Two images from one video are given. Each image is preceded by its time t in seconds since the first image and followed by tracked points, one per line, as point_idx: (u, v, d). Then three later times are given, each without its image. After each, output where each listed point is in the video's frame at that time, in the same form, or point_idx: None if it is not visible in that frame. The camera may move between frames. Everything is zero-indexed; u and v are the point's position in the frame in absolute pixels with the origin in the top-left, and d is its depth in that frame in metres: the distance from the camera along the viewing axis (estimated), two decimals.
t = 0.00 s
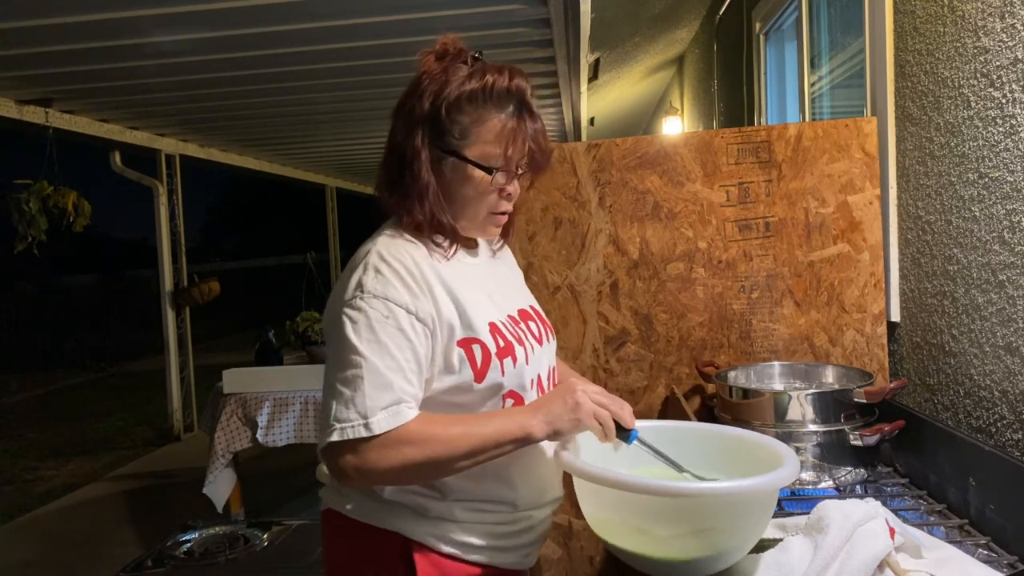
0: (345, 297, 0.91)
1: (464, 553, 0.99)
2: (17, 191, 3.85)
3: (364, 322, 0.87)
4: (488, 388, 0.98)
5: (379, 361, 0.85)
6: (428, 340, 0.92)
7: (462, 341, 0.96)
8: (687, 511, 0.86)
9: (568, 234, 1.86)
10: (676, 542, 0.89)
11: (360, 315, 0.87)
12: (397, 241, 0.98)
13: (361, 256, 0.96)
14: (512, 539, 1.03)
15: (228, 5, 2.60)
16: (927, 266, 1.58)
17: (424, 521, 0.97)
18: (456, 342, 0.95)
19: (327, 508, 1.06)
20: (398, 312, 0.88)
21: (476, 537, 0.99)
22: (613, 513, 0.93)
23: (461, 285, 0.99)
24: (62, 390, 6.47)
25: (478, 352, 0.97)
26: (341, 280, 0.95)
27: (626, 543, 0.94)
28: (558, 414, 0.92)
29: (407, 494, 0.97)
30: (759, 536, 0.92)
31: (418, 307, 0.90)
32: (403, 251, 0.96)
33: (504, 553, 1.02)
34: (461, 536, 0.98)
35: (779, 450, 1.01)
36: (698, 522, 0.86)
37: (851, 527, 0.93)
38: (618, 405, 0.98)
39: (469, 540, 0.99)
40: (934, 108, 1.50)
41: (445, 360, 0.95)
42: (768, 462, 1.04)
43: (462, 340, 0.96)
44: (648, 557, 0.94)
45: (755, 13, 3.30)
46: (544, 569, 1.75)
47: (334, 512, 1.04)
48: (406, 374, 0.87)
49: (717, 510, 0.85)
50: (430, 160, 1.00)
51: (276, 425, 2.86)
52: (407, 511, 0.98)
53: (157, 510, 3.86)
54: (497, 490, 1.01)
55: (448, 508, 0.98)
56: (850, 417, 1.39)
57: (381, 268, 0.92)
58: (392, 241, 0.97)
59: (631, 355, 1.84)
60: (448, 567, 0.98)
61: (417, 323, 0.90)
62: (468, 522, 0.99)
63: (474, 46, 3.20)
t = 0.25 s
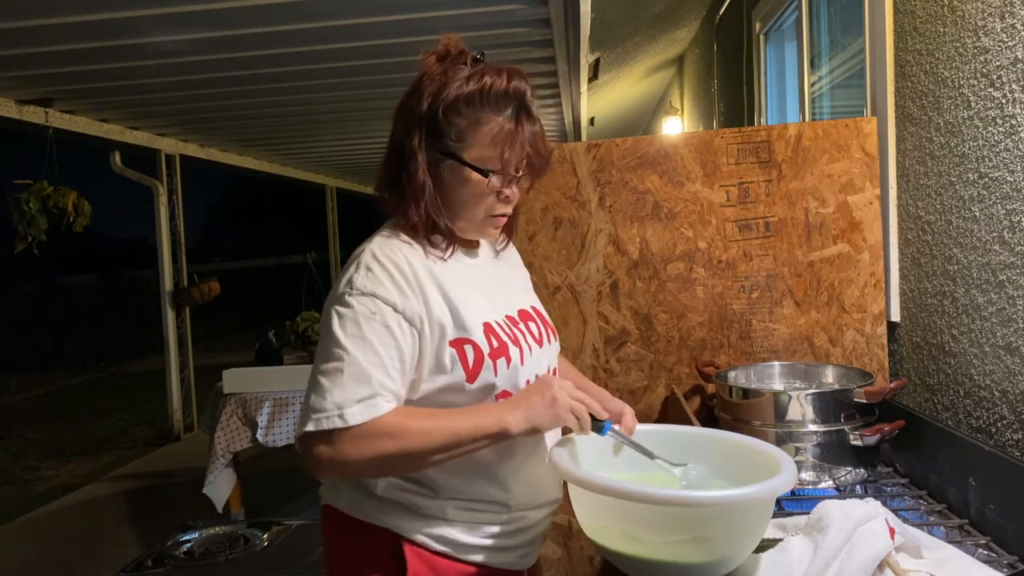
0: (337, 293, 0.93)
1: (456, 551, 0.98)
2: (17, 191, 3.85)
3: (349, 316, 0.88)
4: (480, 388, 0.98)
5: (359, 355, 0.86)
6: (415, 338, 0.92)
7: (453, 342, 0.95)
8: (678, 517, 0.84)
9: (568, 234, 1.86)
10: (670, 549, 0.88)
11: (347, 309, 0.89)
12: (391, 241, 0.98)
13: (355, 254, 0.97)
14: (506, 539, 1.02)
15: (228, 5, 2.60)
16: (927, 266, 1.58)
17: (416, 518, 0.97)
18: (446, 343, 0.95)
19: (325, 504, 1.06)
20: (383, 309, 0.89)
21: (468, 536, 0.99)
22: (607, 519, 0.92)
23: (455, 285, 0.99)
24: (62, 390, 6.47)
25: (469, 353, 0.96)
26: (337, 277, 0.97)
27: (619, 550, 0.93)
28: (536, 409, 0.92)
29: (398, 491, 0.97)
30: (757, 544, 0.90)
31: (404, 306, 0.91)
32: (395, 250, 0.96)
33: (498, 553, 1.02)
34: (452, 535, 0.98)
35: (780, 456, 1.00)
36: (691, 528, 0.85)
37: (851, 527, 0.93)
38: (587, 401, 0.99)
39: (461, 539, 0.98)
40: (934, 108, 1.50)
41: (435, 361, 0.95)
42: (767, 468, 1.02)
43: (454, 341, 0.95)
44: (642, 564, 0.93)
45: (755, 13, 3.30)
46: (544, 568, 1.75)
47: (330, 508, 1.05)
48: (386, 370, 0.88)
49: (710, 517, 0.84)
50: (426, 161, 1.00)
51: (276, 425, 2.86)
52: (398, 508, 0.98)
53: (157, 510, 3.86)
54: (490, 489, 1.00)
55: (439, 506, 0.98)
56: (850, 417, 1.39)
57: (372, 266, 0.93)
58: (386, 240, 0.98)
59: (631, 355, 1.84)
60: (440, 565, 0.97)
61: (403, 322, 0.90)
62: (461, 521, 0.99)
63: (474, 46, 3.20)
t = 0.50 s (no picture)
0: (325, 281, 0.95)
1: (454, 551, 0.98)
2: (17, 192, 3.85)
3: (330, 295, 0.90)
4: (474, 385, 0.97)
5: (330, 325, 0.87)
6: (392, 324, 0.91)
7: (447, 340, 0.95)
8: (673, 524, 0.84)
9: (568, 234, 1.86)
10: (666, 556, 0.88)
11: (329, 290, 0.91)
12: (388, 237, 0.99)
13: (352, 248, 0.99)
14: (504, 539, 1.02)
15: (227, 5, 2.60)
16: (927, 266, 1.58)
17: (414, 517, 0.97)
18: (440, 339, 0.95)
19: (327, 501, 1.06)
20: (364, 292, 0.90)
21: (466, 536, 0.98)
22: (604, 524, 0.92)
23: (452, 284, 0.98)
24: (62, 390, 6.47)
25: (464, 351, 0.96)
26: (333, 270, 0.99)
27: (617, 554, 0.93)
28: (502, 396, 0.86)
29: (395, 488, 0.97)
30: (755, 553, 0.89)
31: (386, 293, 0.91)
32: (389, 245, 0.97)
33: (496, 553, 1.01)
34: (450, 534, 0.97)
35: (779, 466, 0.98)
36: (686, 536, 0.85)
37: (851, 527, 0.94)
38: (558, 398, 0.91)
39: (458, 538, 0.98)
40: (934, 108, 1.50)
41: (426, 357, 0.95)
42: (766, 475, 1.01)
43: (448, 339, 0.95)
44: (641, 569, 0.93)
45: (754, 13, 3.30)
46: (544, 569, 1.75)
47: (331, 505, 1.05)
48: (352, 341, 0.87)
49: (705, 525, 0.84)
50: (428, 160, 1.00)
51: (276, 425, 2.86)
52: (397, 506, 0.98)
53: (157, 510, 3.86)
54: (487, 487, 0.99)
55: (437, 504, 0.97)
56: (850, 417, 1.39)
57: (361, 255, 0.95)
58: (384, 236, 1.00)
59: (631, 355, 1.84)
60: (438, 564, 0.97)
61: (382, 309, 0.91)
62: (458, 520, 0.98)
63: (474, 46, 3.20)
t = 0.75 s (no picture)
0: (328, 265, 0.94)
1: (457, 550, 0.98)
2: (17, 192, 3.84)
3: (327, 274, 0.90)
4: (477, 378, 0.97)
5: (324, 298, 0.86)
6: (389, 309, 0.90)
7: (452, 332, 0.95)
8: (677, 524, 0.84)
9: (568, 234, 1.86)
10: (669, 555, 0.88)
11: (327, 271, 0.91)
12: (392, 232, 0.99)
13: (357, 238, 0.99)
14: (508, 539, 1.01)
15: (228, 5, 2.60)
16: (927, 266, 1.58)
17: (416, 516, 0.97)
18: (445, 331, 0.95)
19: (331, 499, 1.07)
20: (361, 274, 0.90)
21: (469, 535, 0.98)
22: (605, 524, 0.92)
23: (455, 281, 0.98)
24: (62, 390, 6.47)
25: (467, 345, 0.96)
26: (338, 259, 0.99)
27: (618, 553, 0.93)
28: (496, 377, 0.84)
29: (398, 487, 0.97)
30: (755, 548, 0.90)
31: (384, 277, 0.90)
32: (392, 238, 0.97)
33: (499, 552, 1.01)
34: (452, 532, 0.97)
35: (779, 459, 0.99)
36: (685, 535, 0.85)
37: (851, 527, 0.94)
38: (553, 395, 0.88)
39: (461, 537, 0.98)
40: (934, 108, 1.50)
41: (426, 346, 0.94)
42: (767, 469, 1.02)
43: (452, 330, 0.95)
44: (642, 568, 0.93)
45: (755, 13, 3.30)
46: (544, 569, 1.75)
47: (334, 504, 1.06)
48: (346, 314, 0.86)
49: (710, 523, 0.84)
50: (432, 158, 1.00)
51: (276, 425, 2.86)
52: (400, 505, 0.98)
53: (157, 510, 3.86)
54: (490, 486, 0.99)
55: (440, 503, 0.97)
56: (850, 416, 1.39)
57: (365, 243, 0.94)
58: (389, 230, 0.99)
59: (631, 355, 1.84)
60: (440, 563, 0.97)
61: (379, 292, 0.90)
62: (461, 519, 0.98)
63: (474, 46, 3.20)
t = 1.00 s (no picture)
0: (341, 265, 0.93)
1: (461, 550, 0.98)
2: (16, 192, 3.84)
3: (344, 277, 0.88)
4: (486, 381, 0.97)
5: (349, 301, 0.84)
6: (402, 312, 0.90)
7: (459, 336, 0.95)
8: (681, 525, 0.84)
9: (568, 234, 1.86)
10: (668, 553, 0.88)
11: (343, 274, 0.89)
12: (400, 231, 0.99)
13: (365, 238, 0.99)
14: (512, 538, 1.02)
15: (228, 5, 2.60)
16: (927, 266, 1.58)
17: (421, 516, 0.97)
18: (453, 334, 0.95)
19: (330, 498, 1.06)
20: (380, 276, 0.89)
21: (474, 535, 0.99)
22: (602, 527, 0.91)
23: (462, 281, 0.99)
24: (62, 390, 6.47)
25: (476, 348, 0.96)
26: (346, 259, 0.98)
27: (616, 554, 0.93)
28: (533, 392, 0.84)
29: (403, 488, 0.96)
30: (752, 545, 0.91)
31: (402, 279, 0.90)
32: (400, 238, 0.97)
33: (503, 552, 1.01)
34: (460, 533, 0.98)
35: (773, 453, 1.01)
36: (687, 534, 0.85)
37: (851, 527, 0.94)
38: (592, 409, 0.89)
39: (466, 537, 0.98)
40: (934, 108, 1.50)
41: (438, 348, 0.94)
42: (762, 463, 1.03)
43: (460, 334, 0.95)
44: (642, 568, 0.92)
45: (754, 13, 3.30)
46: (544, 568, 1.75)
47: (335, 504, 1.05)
48: (373, 321, 0.85)
49: (713, 522, 0.84)
50: (434, 152, 1.00)
51: (276, 425, 2.86)
52: (405, 505, 0.97)
53: (157, 510, 3.86)
54: (496, 488, 0.99)
55: (446, 504, 0.97)
56: (850, 417, 1.39)
57: (377, 245, 0.94)
58: (400, 229, 0.99)
59: (631, 355, 1.84)
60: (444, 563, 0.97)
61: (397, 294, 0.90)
62: (466, 519, 0.98)
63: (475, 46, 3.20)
